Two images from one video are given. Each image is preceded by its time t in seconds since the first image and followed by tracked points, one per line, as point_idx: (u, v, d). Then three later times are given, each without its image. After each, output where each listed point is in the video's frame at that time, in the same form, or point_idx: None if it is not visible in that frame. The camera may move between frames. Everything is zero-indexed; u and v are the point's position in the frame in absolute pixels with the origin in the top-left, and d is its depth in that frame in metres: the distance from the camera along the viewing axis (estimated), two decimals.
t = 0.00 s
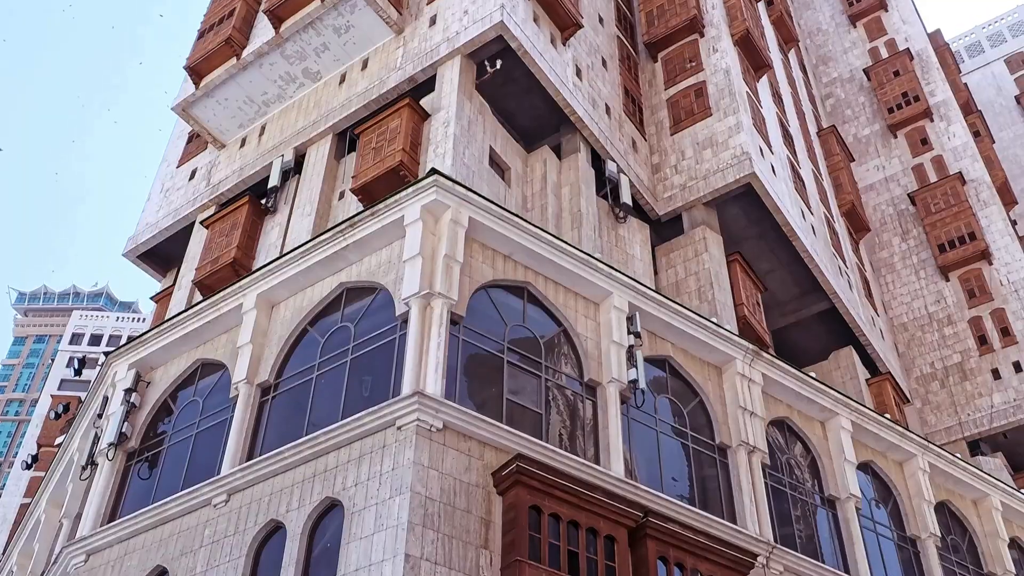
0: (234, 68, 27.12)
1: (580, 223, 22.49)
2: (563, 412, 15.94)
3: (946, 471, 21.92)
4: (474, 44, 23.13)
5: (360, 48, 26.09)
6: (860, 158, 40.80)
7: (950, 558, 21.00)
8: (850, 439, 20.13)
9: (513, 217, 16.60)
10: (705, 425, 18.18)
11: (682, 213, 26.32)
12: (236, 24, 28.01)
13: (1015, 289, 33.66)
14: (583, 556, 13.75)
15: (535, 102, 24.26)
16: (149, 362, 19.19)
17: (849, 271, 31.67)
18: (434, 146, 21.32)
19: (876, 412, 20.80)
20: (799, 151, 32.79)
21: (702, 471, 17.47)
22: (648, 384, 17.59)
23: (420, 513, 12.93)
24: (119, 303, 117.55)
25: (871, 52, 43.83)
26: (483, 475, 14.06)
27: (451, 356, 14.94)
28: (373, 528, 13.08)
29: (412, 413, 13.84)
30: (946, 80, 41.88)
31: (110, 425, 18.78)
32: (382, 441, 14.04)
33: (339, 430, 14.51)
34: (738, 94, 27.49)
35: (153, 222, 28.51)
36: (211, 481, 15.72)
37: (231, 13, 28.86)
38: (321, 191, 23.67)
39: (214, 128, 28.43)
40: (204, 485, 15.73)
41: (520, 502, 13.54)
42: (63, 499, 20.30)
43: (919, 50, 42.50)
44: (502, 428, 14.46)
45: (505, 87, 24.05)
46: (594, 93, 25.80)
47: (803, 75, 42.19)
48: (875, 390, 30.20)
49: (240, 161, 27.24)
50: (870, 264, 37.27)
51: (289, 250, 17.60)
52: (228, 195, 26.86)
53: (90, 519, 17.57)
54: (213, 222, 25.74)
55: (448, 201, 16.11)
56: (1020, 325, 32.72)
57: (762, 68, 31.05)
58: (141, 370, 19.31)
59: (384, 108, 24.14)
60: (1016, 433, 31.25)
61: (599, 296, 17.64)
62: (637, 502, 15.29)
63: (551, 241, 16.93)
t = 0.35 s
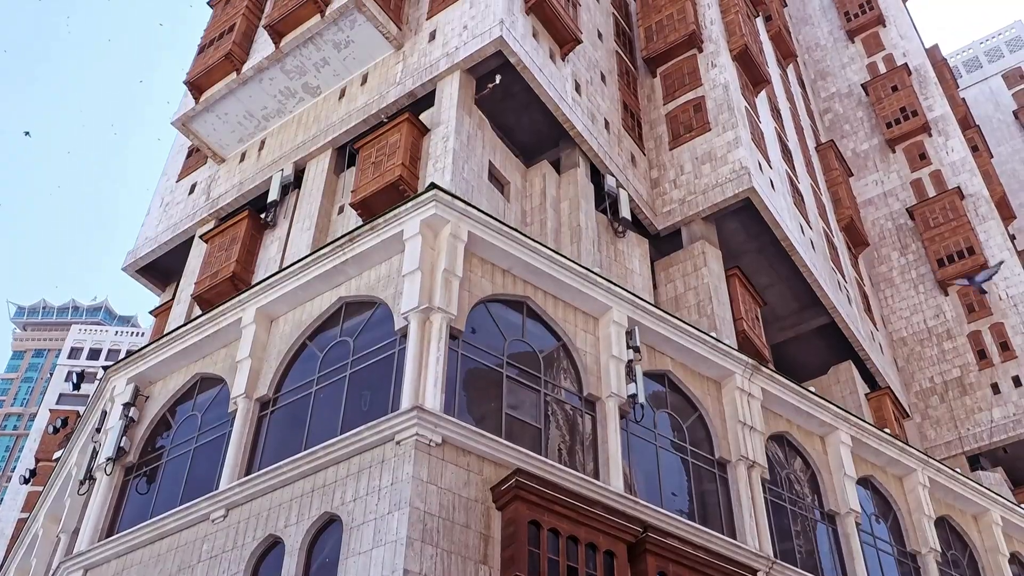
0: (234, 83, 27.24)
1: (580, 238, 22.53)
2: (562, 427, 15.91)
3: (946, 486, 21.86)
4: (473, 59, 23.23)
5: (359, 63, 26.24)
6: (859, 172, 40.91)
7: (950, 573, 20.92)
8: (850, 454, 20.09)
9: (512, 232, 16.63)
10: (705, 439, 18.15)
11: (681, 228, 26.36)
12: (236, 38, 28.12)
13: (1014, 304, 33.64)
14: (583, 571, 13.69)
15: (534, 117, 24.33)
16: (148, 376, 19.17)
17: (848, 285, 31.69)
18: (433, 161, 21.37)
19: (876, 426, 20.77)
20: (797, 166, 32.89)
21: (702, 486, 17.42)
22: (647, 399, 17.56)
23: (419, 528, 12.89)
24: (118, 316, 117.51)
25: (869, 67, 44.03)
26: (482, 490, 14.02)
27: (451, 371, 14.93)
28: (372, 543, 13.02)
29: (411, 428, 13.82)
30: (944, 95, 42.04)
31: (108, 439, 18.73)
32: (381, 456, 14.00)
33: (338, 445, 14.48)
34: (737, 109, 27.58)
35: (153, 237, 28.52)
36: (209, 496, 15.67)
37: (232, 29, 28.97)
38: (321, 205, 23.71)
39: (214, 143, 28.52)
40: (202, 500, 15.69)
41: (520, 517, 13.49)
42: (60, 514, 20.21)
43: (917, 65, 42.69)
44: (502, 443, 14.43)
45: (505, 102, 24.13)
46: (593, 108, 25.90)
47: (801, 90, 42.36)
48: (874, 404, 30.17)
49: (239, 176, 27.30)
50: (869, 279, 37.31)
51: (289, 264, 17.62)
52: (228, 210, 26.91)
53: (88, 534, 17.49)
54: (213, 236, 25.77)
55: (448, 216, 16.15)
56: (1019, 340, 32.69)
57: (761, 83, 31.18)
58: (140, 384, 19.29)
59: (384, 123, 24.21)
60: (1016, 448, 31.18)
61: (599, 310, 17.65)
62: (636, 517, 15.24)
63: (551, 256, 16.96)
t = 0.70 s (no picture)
0: (234, 98, 27.33)
1: (578, 253, 22.58)
2: (561, 442, 15.88)
3: (946, 502, 21.81)
4: (472, 74, 23.34)
5: (359, 78, 26.38)
6: (857, 188, 41.01)
7: None
8: (849, 470, 20.05)
9: (510, 247, 16.65)
10: (704, 455, 18.12)
11: (679, 243, 26.41)
12: (236, 54, 28.21)
13: (1012, 319, 33.67)
14: None
15: (533, 132, 24.43)
16: (145, 392, 19.15)
17: (846, 300, 31.72)
18: (432, 176, 21.44)
19: (875, 442, 20.74)
20: (795, 181, 32.98)
21: (701, 502, 17.38)
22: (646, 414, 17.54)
23: (417, 544, 12.85)
24: (116, 331, 117.37)
25: (867, 83, 44.23)
26: (480, 505, 13.98)
27: (449, 386, 14.91)
28: (370, 559, 12.97)
29: (409, 443, 13.80)
30: (941, 110, 42.22)
31: (106, 454, 18.69)
32: (379, 471, 13.97)
33: (335, 460, 14.45)
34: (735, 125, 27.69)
35: (152, 251, 28.54)
36: (206, 511, 15.62)
37: (232, 44, 29.06)
38: (320, 220, 23.76)
39: (214, 157, 28.60)
40: (199, 515, 15.64)
41: (518, 532, 13.45)
42: (57, 530, 20.13)
43: (914, 81, 42.90)
44: (500, 458, 14.41)
45: (503, 117, 24.21)
46: (591, 124, 26.00)
47: (799, 105, 42.54)
48: (874, 420, 30.14)
49: (239, 190, 27.35)
50: (868, 294, 37.36)
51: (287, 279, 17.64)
52: (227, 224, 26.95)
53: (84, 549, 17.42)
54: (212, 251, 25.81)
55: (446, 231, 16.18)
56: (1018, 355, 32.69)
57: (759, 98, 31.31)
58: (138, 399, 19.27)
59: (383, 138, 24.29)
60: (1015, 464, 31.12)
61: (597, 325, 17.65)
62: (635, 533, 15.19)
63: (549, 271, 16.98)
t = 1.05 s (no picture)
0: (233, 114, 27.41)
1: (576, 269, 22.61)
2: (559, 459, 15.85)
3: (945, 519, 21.74)
4: (471, 91, 23.43)
5: (358, 95, 26.48)
6: (855, 204, 41.11)
7: None
8: (848, 487, 20.01)
9: (508, 262, 16.67)
10: (702, 471, 18.08)
11: (677, 259, 26.44)
12: (236, 70, 28.29)
13: (1010, 335, 33.68)
14: None
15: (531, 149, 24.51)
16: (143, 407, 19.11)
17: (844, 316, 31.74)
18: (431, 192, 21.49)
19: (874, 458, 20.70)
20: (793, 197, 33.07)
21: (699, 518, 17.33)
22: (644, 430, 17.51)
23: (414, 560, 12.80)
24: (114, 346, 117.18)
25: (864, 100, 44.43)
26: (478, 522, 13.94)
27: (447, 402, 14.89)
28: None
29: (406, 459, 13.77)
30: (939, 127, 42.40)
31: (103, 470, 18.63)
32: (376, 487, 13.93)
33: (333, 477, 14.41)
34: (733, 142, 27.78)
35: (150, 267, 28.55)
36: (203, 527, 15.55)
37: (231, 60, 29.14)
38: (319, 236, 23.78)
39: (212, 173, 28.66)
40: (196, 531, 15.57)
41: (515, 549, 13.40)
42: (53, 546, 20.04)
43: (911, 98, 43.11)
44: (498, 474, 14.38)
45: (502, 133, 24.28)
46: (589, 140, 26.10)
47: (797, 122, 42.71)
48: (872, 436, 30.09)
49: (237, 206, 27.39)
50: (866, 310, 37.39)
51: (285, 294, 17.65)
52: (225, 240, 26.97)
53: (80, 566, 17.35)
54: (210, 266, 25.81)
55: (444, 247, 16.19)
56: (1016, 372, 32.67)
57: (757, 115, 31.44)
58: (135, 415, 19.24)
59: (381, 154, 24.36)
60: (1014, 480, 31.04)
61: (595, 341, 17.65)
62: (633, 550, 15.14)
63: (547, 287, 16.99)
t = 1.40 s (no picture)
0: (233, 127, 27.49)
1: (575, 282, 22.63)
2: (559, 472, 15.82)
3: (945, 532, 21.69)
4: (470, 104, 23.51)
5: (358, 108, 26.56)
6: (854, 217, 41.16)
7: None
8: (848, 500, 19.96)
9: (508, 275, 16.68)
10: (701, 484, 18.04)
11: (676, 272, 26.46)
12: (236, 82, 28.37)
13: (1010, 348, 33.67)
14: None
15: (530, 162, 24.57)
16: (141, 420, 19.07)
17: (844, 329, 31.75)
18: (431, 205, 21.52)
19: (874, 471, 20.66)
20: (792, 210, 33.13)
21: (699, 532, 17.29)
22: (644, 443, 17.49)
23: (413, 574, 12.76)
24: (113, 359, 117.05)
25: (863, 113, 44.58)
26: (478, 535, 13.90)
27: (446, 415, 14.87)
28: None
29: (406, 472, 13.73)
30: (937, 140, 42.52)
31: (101, 483, 18.58)
32: (376, 500, 13.90)
33: (332, 490, 14.37)
34: (732, 155, 27.85)
35: (149, 279, 28.56)
36: (201, 540, 15.49)
37: (231, 73, 29.20)
38: (318, 248, 23.80)
39: (212, 186, 28.70)
40: (194, 545, 15.51)
41: (515, 562, 13.36)
42: (50, 560, 19.96)
43: (910, 111, 43.25)
44: (497, 487, 14.34)
45: (501, 146, 24.33)
46: (589, 153, 26.18)
47: (795, 135, 42.82)
48: (872, 449, 30.04)
49: (236, 219, 27.43)
50: (865, 323, 37.39)
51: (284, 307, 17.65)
52: (225, 252, 27.00)
53: None
54: (209, 279, 25.82)
55: (444, 260, 16.21)
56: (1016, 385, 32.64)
57: (756, 128, 31.52)
58: (134, 428, 19.20)
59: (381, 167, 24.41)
60: (1015, 494, 30.96)
61: (595, 354, 17.64)
62: (632, 563, 15.09)
63: (547, 299, 16.99)
